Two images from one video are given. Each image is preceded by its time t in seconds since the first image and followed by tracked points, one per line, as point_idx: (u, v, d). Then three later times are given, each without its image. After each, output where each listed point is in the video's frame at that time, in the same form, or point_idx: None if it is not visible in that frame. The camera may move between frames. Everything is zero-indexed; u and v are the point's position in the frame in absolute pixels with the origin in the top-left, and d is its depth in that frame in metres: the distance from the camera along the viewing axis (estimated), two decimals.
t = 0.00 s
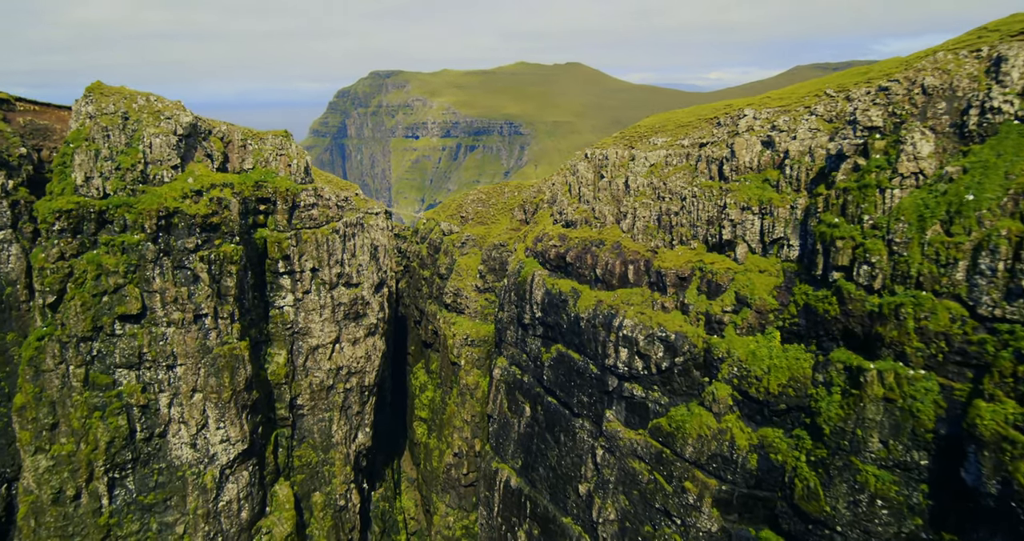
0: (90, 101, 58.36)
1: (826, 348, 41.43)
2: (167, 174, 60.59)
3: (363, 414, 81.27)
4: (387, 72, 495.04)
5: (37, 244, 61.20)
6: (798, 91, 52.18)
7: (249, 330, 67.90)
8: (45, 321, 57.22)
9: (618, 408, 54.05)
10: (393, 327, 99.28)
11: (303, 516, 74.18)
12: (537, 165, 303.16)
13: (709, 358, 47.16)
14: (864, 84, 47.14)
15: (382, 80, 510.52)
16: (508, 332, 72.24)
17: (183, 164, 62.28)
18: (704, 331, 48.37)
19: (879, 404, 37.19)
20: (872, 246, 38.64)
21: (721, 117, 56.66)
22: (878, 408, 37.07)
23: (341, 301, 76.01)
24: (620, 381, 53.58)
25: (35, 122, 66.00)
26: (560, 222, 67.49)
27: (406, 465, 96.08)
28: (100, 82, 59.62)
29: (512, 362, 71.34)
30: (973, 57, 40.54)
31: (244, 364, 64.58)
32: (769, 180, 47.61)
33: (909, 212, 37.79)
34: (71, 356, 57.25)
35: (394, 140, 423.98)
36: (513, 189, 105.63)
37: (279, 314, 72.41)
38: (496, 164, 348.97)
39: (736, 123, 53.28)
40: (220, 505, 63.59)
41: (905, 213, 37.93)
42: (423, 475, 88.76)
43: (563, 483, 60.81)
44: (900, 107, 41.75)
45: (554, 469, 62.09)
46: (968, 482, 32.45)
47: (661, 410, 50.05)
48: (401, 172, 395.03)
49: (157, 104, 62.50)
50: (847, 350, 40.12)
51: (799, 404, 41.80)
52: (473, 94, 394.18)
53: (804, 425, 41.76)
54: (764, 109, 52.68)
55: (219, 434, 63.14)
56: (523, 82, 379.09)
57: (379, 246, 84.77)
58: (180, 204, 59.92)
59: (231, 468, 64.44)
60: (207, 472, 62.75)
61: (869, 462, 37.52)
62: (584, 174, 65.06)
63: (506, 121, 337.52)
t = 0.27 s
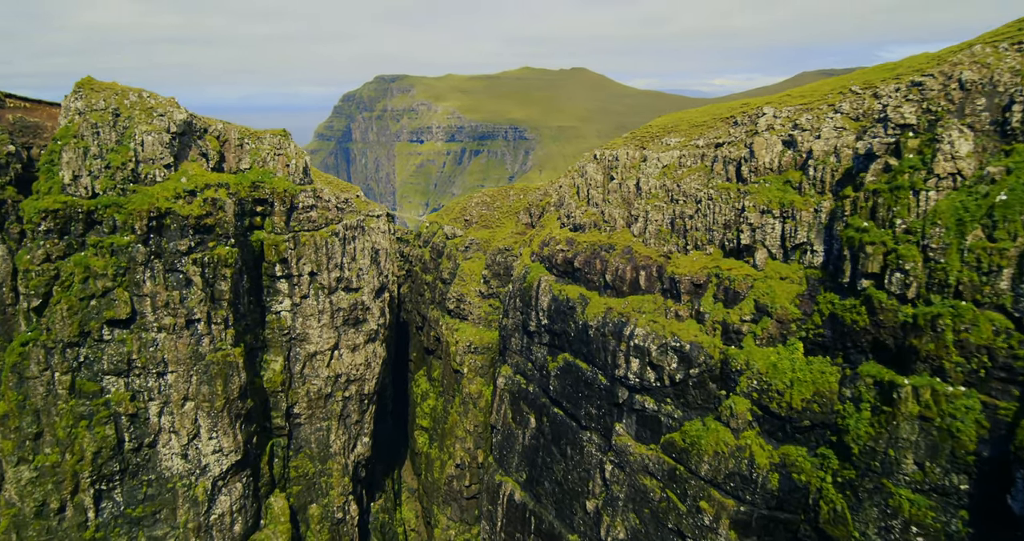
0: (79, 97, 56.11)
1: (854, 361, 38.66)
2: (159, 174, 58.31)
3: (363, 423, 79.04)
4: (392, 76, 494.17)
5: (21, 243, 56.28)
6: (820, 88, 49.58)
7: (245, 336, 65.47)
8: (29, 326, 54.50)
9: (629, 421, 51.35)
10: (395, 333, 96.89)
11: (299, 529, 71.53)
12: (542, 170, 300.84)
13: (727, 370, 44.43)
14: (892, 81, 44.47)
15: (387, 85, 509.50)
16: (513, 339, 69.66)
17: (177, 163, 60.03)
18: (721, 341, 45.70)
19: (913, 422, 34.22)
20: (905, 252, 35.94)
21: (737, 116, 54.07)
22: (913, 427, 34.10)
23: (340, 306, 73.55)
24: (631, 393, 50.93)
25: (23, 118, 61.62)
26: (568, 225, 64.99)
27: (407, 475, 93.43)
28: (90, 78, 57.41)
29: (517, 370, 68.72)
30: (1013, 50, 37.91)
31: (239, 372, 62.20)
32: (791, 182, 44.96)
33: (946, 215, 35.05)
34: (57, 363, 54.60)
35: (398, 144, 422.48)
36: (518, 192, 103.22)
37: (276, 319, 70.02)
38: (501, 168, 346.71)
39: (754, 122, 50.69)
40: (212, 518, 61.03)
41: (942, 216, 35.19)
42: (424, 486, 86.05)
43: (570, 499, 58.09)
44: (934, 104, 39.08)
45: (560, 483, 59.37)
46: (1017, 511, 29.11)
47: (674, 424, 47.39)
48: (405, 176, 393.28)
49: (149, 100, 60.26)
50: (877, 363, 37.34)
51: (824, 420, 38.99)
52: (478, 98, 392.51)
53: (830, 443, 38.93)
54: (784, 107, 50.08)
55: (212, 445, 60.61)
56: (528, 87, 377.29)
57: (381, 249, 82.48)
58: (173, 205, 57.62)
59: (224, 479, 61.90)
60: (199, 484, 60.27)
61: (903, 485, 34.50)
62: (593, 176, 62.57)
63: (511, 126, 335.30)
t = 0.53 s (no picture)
0: (65, 91, 53.46)
1: (896, 381, 35.05)
2: (149, 172, 55.47)
3: (363, 435, 76.09)
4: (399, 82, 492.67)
5: None
6: (852, 85, 46.29)
7: (237, 344, 62.36)
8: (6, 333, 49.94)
9: (644, 440, 47.84)
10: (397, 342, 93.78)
11: None
12: (548, 176, 297.95)
13: (751, 388, 40.95)
14: (934, 76, 41.17)
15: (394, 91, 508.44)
16: (519, 350, 66.32)
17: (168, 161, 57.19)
18: (745, 356, 42.25)
19: (968, 451, 30.22)
20: (956, 261, 32.46)
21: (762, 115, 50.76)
22: (968, 456, 30.16)
23: (339, 313, 70.42)
24: (646, 410, 47.48)
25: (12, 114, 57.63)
26: (579, 231, 61.76)
27: (407, 488, 89.28)
28: (78, 71, 54.68)
29: (524, 383, 65.32)
30: None
31: (231, 382, 59.10)
32: (823, 184, 41.55)
33: (1003, 219, 31.39)
34: (36, 372, 50.86)
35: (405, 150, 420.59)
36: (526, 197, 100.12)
37: (272, 326, 66.95)
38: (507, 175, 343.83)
39: (781, 121, 47.38)
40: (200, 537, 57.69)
41: (999, 221, 31.48)
42: (425, 502, 82.42)
43: (579, 521, 54.47)
44: (987, 97, 35.62)
45: (568, 504, 55.77)
46: None
47: (694, 444, 43.91)
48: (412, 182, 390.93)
49: (140, 96, 57.53)
50: (922, 384, 33.68)
51: (862, 446, 35.29)
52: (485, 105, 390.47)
53: (869, 471, 35.20)
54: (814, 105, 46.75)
55: (201, 459, 57.38)
56: (536, 93, 375.13)
57: (383, 254, 79.48)
58: (162, 205, 54.68)
59: (213, 496, 58.58)
60: (187, 500, 57.10)
61: (955, 522, 30.41)
62: (605, 178, 59.36)
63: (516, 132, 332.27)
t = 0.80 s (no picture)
0: (52, 83, 51.13)
1: (942, 402, 31.80)
2: (139, 170, 52.93)
3: (363, 447, 73.25)
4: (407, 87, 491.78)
5: None
6: (886, 82, 43.27)
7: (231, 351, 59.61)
8: None
9: (658, 459, 44.63)
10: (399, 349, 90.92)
11: None
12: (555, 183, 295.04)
13: (778, 406, 37.79)
14: (979, 70, 38.13)
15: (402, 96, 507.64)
16: (526, 360, 63.34)
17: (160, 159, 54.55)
18: (771, 371, 39.10)
19: None
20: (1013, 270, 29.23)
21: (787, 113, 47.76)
22: None
23: (338, 319, 67.62)
24: (662, 427, 44.35)
25: None
26: (590, 236, 58.84)
27: (409, 501, 84.86)
28: (66, 63, 52.35)
29: (530, 394, 62.27)
30: None
31: (223, 391, 56.20)
32: (858, 186, 38.48)
33: None
34: (15, 378, 48.31)
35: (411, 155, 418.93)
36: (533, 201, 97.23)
37: (268, 333, 64.20)
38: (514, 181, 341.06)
39: (808, 119, 44.37)
40: None
41: None
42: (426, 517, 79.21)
43: None
44: None
45: (577, 525, 52.54)
46: None
47: (714, 465, 40.71)
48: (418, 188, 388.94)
49: (131, 90, 55.03)
50: (972, 406, 30.39)
51: (904, 472, 32.09)
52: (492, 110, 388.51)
53: (911, 500, 31.97)
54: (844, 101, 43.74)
55: (191, 472, 54.58)
56: (543, 98, 373.03)
57: (385, 259, 76.75)
58: (152, 204, 52.06)
59: (203, 510, 55.71)
60: (175, 516, 54.18)
61: None
62: (617, 180, 56.47)
63: (522, 138, 328.99)
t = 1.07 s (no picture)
0: (39, 75, 48.90)
1: (988, 423, 28.62)
2: (130, 167, 50.62)
3: (362, 456, 70.71)
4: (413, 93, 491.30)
5: None
6: (920, 77, 40.64)
7: (224, 357, 57.21)
8: None
9: (673, 478, 41.85)
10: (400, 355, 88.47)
11: None
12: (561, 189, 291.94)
13: (804, 423, 35.02)
14: None
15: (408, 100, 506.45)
16: (532, 368, 60.77)
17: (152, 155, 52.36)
18: (796, 385, 36.34)
19: None
20: None
21: (811, 110, 45.12)
22: None
23: (337, 325, 65.17)
24: (677, 443, 41.64)
25: None
26: (600, 240, 56.31)
27: (409, 512, 82.41)
28: (55, 54, 50.14)
29: (536, 404, 59.63)
30: None
31: (215, 399, 53.98)
32: (892, 187, 35.81)
33: None
34: None
35: (417, 160, 417.38)
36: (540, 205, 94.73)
37: (264, 338, 61.87)
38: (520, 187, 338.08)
39: (835, 116, 41.68)
40: None
41: None
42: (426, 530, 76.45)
43: None
44: None
45: None
46: None
47: (734, 486, 37.89)
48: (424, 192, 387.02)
49: (122, 83, 52.75)
50: None
51: (946, 500, 29.00)
52: (499, 114, 386.70)
53: (953, 529, 28.85)
54: (875, 97, 41.07)
55: (181, 483, 52.27)
56: (550, 102, 371.07)
57: (387, 262, 74.39)
58: (143, 203, 49.67)
59: (193, 524, 53.27)
60: (162, 530, 51.76)
61: None
62: (629, 182, 53.96)
63: (529, 143, 326.86)
